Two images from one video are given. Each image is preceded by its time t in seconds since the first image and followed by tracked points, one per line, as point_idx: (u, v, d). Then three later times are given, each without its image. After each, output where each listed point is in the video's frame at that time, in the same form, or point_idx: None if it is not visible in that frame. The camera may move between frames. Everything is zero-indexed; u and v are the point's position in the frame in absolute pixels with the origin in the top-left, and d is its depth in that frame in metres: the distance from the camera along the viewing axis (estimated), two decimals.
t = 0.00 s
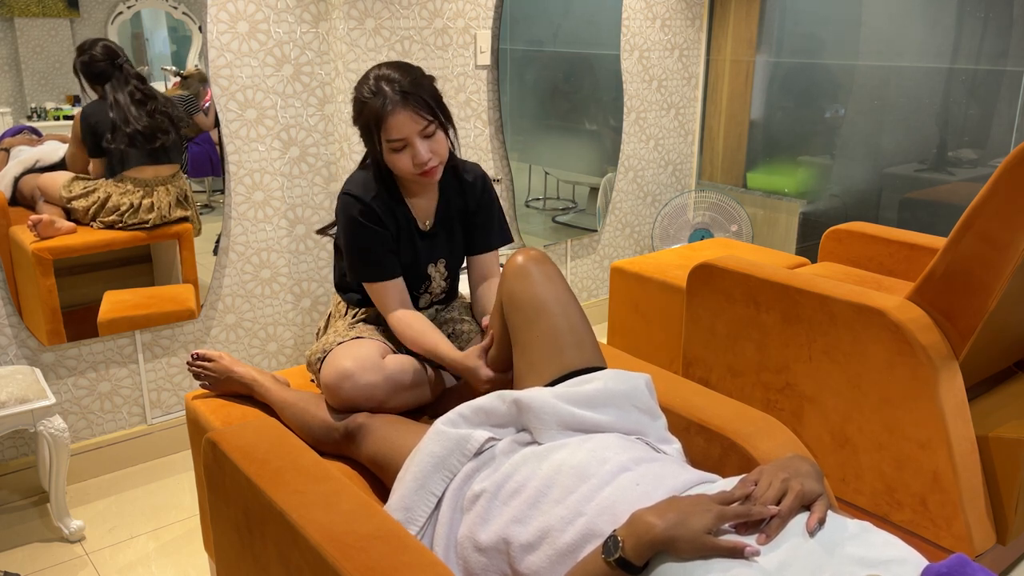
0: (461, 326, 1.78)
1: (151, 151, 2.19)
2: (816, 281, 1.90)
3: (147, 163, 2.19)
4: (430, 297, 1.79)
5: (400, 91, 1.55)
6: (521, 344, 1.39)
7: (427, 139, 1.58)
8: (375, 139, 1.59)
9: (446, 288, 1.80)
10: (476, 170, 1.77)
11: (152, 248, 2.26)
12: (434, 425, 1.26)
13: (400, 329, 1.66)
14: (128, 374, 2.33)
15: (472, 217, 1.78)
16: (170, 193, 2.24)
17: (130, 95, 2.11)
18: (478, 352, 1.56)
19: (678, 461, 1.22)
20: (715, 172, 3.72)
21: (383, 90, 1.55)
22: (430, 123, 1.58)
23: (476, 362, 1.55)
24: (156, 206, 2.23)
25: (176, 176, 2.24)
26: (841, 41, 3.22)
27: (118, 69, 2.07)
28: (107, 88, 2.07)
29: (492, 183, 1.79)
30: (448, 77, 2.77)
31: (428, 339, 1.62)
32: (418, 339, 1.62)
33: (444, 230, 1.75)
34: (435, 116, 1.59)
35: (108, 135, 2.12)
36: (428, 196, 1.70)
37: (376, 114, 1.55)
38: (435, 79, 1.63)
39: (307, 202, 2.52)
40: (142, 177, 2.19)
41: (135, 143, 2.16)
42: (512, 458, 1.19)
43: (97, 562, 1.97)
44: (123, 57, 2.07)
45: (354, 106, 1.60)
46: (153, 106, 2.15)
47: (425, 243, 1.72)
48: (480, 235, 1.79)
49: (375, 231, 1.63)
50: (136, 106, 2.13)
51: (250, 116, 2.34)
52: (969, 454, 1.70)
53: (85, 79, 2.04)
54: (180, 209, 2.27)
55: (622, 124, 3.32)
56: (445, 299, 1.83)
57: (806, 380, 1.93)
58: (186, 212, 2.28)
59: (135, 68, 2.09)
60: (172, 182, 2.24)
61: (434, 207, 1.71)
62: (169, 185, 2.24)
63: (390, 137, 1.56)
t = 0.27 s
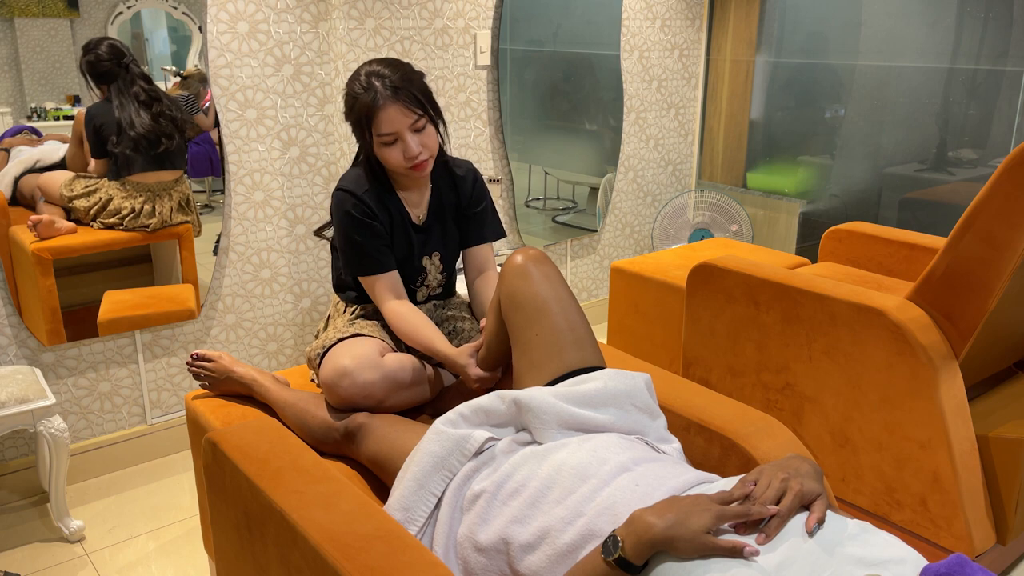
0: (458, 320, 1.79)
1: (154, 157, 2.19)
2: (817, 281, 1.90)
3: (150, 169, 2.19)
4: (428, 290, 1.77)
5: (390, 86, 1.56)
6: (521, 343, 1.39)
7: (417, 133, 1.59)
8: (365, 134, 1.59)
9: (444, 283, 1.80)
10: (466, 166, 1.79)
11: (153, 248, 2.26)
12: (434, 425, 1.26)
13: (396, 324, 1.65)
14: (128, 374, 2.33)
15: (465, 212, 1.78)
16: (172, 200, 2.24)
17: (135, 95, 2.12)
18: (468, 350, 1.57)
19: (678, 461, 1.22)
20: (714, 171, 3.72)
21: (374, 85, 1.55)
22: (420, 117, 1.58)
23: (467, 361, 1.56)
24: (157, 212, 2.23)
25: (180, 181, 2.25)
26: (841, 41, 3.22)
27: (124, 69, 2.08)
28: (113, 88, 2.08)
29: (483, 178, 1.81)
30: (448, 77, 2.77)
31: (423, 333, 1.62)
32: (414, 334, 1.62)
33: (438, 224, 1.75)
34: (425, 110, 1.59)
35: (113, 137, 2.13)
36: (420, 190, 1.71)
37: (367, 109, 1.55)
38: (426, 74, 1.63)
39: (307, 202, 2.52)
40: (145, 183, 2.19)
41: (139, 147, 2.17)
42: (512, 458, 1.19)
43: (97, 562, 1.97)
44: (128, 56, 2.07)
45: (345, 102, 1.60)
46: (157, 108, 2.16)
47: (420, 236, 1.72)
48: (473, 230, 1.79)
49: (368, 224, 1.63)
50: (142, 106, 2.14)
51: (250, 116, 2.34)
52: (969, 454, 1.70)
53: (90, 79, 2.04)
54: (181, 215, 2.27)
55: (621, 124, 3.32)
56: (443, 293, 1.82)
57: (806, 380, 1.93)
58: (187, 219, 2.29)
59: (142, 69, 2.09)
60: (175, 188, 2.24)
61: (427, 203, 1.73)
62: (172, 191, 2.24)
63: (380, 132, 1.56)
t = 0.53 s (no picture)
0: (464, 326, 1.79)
1: (154, 150, 2.19)
2: (817, 281, 1.90)
3: (148, 163, 2.19)
4: (432, 299, 1.78)
5: (403, 93, 1.55)
6: (520, 344, 1.39)
7: (429, 141, 1.58)
8: (377, 141, 1.59)
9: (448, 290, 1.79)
10: (478, 172, 1.78)
11: (152, 248, 2.26)
12: (434, 425, 1.26)
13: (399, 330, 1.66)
14: (128, 374, 2.33)
15: (474, 219, 1.78)
16: (171, 194, 2.25)
17: (130, 95, 2.11)
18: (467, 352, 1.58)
19: (677, 461, 1.22)
20: (715, 172, 3.72)
21: (387, 92, 1.55)
22: (433, 126, 1.58)
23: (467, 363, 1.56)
24: (156, 206, 2.23)
25: (177, 176, 2.25)
26: (841, 41, 3.22)
27: (119, 69, 2.07)
28: (108, 88, 2.07)
29: (495, 185, 1.80)
30: (448, 77, 2.77)
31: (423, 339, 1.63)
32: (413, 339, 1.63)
33: (446, 232, 1.75)
34: (438, 118, 1.59)
35: (110, 134, 2.12)
36: (429, 198, 1.70)
37: (379, 116, 1.55)
38: (439, 82, 1.63)
39: (307, 202, 2.52)
40: (144, 177, 2.19)
41: (137, 141, 2.16)
42: (512, 458, 1.19)
43: (97, 562, 1.97)
44: (124, 57, 2.07)
45: (357, 108, 1.60)
46: (153, 106, 2.16)
47: (427, 244, 1.72)
48: (483, 238, 1.79)
49: (375, 233, 1.63)
50: (137, 105, 2.13)
51: (250, 116, 2.34)
52: (969, 454, 1.70)
53: (85, 80, 2.04)
54: (180, 210, 2.27)
55: (622, 124, 3.32)
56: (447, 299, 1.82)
57: (806, 380, 1.93)
58: (186, 212, 2.29)
59: (136, 68, 2.09)
60: (173, 183, 2.24)
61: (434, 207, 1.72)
62: (171, 185, 2.24)
63: (393, 139, 1.56)
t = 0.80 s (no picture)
0: (469, 330, 1.80)
1: (149, 145, 2.18)
2: (817, 281, 1.90)
3: (144, 158, 2.18)
4: (434, 305, 1.79)
5: (416, 100, 1.55)
6: (520, 344, 1.39)
7: (441, 150, 1.58)
8: (388, 148, 1.58)
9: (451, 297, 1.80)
10: (489, 180, 1.76)
11: (152, 248, 2.26)
12: (435, 426, 1.26)
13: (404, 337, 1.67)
14: (128, 374, 2.33)
15: (481, 227, 1.77)
16: (167, 188, 2.24)
17: (125, 95, 2.10)
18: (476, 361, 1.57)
19: (678, 462, 1.22)
20: (715, 172, 3.72)
21: (400, 99, 1.55)
22: (445, 134, 1.57)
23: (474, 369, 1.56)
24: (154, 201, 2.22)
25: (174, 171, 2.23)
26: (841, 41, 3.22)
27: (113, 69, 2.07)
28: (103, 88, 2.07)
29: (504, 192, 1.78)
30: (448, 77, 2.77)
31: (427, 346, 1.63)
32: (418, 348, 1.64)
33: (452, 239, 1.74)
34: (450, 127, 1.58)
35: (105, 131, 2.12)
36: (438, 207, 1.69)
37: (391, 122, 1.55)
38: (452, 90, 1.63)
39: (307, 202, 2.52)
40: (141, 171, 2.18)
41: (133, 137, 2.15)
42: (512, 458, 1.19)
43: (97, 562, 1.97)
44: (118, 59, 2.07)
45: (369, 113, 1.60)
46: (147, 104, 2.15)
47: (432, 253, 1.71)
48: (491, 244, 1.79)
49: (382, 239, 1.63)
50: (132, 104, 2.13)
51: (250, 116, 2.34)
52: (969, 454, 1.70)
53: (79, 81, 2.04)
54: (178, 204, 2.26)
55: (622, 124, 3.32)
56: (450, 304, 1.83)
57: (806, 380, 1.93)
58: (184, 207, 2.28)
59: (131, 68, 2.08)
60: (171, 177, 2.23)
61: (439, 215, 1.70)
62: (167, 179, 2.23)
63: (404, 146, 1.55)
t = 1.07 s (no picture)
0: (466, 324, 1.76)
1: (153, 150, 2.19)
2: (817, 281, 1.90)
3: (148, 162, 2.19)
4: (431, 298, 1.78)
5: (403, 89, 1.55)
6: (520, 344, 1.39)
7: (429, 138, 1.58)
8: (376, 137, 1.58)
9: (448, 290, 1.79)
10: (480, 172, 1.77)
11: (152, 248, 2.26)
12: (434, 425, 1.26)
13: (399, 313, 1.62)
14: (128, 374, 2.33)
15: (476, 218, 1.77)
16: (170, 193, 2.24)
17: (131, 95, 2.11)
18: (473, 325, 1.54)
19: (678, 462, 1.22)
20: (714, 172, 3.72)
21: (387, 88, 1.55)
22: (432, 122, 1.58)
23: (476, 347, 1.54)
24: (156, 206, 2.23)
25: (177, 176, 2.24)
26: (841, 41, 3.22)
27: (120, 68, 2.07)
28: (109, 87, 2.07)
29: (496, 184, 1.79)
30: (448, 77, 2.77)
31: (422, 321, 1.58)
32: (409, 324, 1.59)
33: (446, 230, 1.74)
34: (438, 115, 1.59)
35: (110, 134, 2.12)
36: (429, 195, 1.70)
37: (378, 112, 1.55)
38: (439, 79, 1.63)
39: (307, 202, 2.52)
40: (143, 176, 2.19)
41: (137, 141, 2.16)
42: (512, 458, 1.19)
43: (97, 562, 1.97)
44: (125, 57, 2.07)
45: (358, 103, 1.60)
46: (155, 106, 2.16)
47: (426, 243, 1.72)
48: (486, 233, 1.78)
49: (374, 227, 1.63)
50: (138, 105, 2.13)
51: (250, 116, 2.34)
52: (969, 454, 1.70)
53: (85, 78, 2.04)
54: (180, 209, 2.27)
55: (622, 124, 3.32)
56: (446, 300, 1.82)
57: (806, 380, 1.93)
58: (186, 212, 2.28)
59: (137, 67, 2.08)
60: (173, 182, 2.24)
61: (435, 208, 1.71)
62: (170, 184, 2.24)
63: (392, 135, 1.56)
